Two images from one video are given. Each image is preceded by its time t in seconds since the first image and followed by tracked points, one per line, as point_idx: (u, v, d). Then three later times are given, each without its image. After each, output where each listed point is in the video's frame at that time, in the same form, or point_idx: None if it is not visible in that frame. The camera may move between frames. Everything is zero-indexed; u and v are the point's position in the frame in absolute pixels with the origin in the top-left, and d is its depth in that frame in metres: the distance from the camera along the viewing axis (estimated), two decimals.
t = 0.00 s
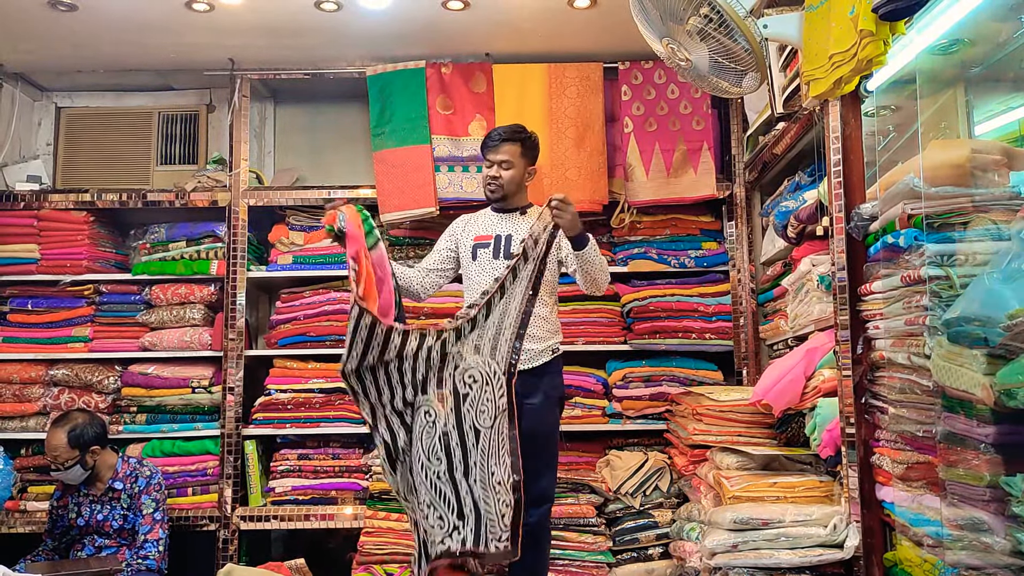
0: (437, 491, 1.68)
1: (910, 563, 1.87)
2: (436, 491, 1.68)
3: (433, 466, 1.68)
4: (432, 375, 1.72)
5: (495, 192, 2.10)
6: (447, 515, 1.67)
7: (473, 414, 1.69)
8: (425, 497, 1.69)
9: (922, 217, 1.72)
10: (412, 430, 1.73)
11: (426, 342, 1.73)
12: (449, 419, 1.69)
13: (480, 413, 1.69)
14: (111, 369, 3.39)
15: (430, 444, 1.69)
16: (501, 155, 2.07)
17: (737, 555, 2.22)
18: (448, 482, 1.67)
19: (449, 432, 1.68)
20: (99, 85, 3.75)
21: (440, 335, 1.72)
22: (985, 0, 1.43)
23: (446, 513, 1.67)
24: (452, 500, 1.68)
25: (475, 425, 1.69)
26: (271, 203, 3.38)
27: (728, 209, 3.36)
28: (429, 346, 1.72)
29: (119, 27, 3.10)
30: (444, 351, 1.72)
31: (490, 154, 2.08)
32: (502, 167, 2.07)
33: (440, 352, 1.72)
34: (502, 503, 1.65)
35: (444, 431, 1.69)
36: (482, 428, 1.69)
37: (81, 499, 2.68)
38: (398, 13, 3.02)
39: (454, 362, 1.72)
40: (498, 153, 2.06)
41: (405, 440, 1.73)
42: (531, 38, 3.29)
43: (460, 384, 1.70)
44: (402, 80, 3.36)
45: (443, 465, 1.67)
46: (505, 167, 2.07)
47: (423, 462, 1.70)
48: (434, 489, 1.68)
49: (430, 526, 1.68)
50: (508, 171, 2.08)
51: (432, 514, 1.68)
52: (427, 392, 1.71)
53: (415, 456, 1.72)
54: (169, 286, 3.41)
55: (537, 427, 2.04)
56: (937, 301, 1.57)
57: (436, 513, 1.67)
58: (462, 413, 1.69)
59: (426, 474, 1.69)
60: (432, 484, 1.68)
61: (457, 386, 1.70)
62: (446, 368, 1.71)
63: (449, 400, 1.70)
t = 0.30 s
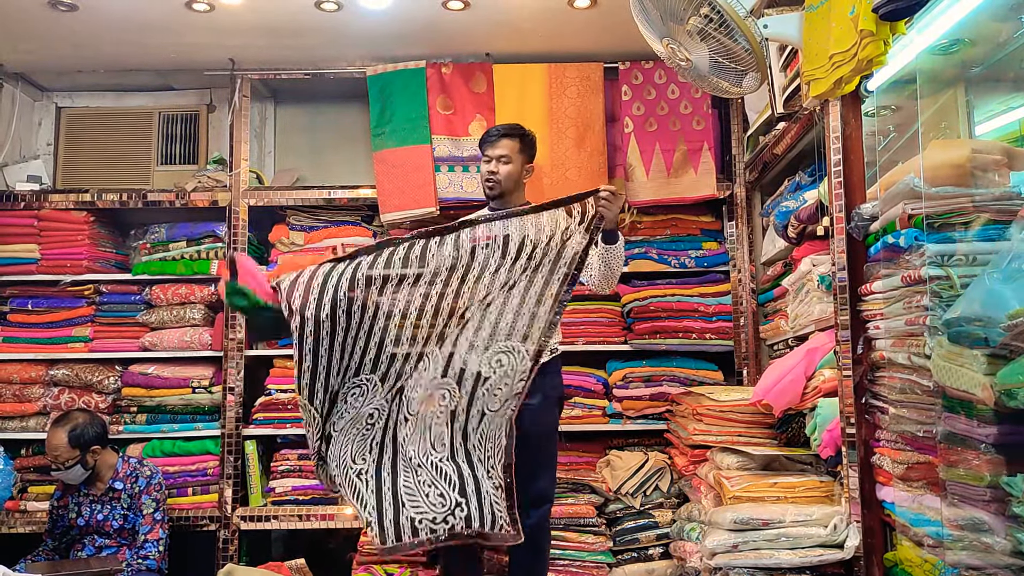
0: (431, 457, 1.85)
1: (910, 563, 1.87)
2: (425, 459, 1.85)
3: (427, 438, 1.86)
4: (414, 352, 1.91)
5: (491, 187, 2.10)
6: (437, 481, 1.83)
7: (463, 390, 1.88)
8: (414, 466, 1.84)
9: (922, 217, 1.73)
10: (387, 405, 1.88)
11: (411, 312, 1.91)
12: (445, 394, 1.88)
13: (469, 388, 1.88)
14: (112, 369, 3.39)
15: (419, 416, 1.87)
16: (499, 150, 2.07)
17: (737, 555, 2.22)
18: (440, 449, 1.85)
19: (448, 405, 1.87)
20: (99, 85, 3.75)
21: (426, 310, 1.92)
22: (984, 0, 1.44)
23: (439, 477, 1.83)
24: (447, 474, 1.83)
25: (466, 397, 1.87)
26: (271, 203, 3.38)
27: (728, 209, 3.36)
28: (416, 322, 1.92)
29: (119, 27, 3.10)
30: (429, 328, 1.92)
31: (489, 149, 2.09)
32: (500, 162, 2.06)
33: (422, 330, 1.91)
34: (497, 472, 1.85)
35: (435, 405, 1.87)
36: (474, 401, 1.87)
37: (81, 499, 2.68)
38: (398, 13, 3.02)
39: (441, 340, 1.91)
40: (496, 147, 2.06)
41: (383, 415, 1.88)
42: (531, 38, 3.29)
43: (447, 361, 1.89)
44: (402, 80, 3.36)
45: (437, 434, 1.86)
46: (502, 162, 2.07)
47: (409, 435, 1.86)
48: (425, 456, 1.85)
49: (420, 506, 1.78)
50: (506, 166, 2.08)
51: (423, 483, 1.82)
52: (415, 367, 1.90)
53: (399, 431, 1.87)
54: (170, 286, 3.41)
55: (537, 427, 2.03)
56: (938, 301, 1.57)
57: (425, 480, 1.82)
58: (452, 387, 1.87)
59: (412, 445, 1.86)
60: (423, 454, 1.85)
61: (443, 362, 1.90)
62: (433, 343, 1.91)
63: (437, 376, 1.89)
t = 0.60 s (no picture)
0: (477, 501, 1.86)
1: (911, 564, 1.87)
2: (469, 502, 1.85)
3: (463, 483, 1.84)
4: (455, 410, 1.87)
5: (495, 181, 2.07)
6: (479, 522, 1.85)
7: (509, 426, 1.88)
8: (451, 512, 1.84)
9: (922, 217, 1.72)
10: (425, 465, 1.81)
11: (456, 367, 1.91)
12: (483, 438, 1.86)
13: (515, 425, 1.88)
14: (112, 369, 3.39)
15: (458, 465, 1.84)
16: (500, 144, 2.06)
17: (737, 555, 2.22)
18: (479, 487, 1.86)
19: (492, 445, 1.87)
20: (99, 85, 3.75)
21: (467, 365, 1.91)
22: None
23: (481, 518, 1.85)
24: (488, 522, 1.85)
25: (508, 432, 1.88)
26: (271, 203, 3.38)
27: (728, 209, 3.36)
28: (455, 385, 1.89)
29: (120, 27, 3.10)
30: (470, 380, 1.89)
31: (489, 145, 2.07)
32: (503, 155, 2.05)
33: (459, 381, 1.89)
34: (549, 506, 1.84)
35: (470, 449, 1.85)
36: (510, 430, 1.88)
37: (82, 499, 2.68)
38: (398, 13, 3.02)
39: (481, 390, 1.88)
40: (499, 142, 2.05)
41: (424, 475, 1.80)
42: (531, 38, 3.29)
43: (483, 404, 1.88)
44: (402, 80, 3.36)
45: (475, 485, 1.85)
46: (505, 156, 2.06)
47: (445, 487, 1.81)
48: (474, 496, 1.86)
49: (453, 550, 1.83)
50: (509, 160, 2.07)
51: (466, 520, 1.85)
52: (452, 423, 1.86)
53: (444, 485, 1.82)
54: (170, 286, 3.42)
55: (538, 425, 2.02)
56: (938, 301, 1.57)
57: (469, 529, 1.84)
58: (494, 429, 1.87)
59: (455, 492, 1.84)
60: (466, 497, 1.85)
61: (484, 408, 1.87)
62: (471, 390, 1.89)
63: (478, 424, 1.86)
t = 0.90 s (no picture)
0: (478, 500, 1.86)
1: (911, 564, 1.87)
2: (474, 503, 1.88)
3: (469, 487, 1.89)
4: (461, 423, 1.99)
5: (477, 177, 2.06)
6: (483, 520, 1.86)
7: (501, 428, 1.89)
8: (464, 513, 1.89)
9: (922, 217, 1.72)
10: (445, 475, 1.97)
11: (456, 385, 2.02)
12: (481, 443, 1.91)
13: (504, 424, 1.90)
14: (112, 369, 3.39)
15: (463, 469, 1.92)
16: (481, 140, 2.05)
17: (738, 555, 2.22)
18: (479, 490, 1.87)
19: (484, 449, 1.89)
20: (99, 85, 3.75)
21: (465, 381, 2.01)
22: (985, 0, 1.43)
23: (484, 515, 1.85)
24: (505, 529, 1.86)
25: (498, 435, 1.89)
26: (271, 203, 3.38)
27: (728, 209, 3.36)
28: (461, 398, 2.00)
29: (120, 27, 3.10)
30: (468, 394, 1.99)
31: (469, 140, 2.07)
32: (484, 150, 2.05)
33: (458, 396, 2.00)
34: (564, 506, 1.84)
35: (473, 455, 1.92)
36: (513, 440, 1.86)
37: (82, 499, 2.69)
38: (398, 13, 3.02)
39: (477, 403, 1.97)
40: (480, 138, 2.05)
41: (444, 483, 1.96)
42: (532, 38, 3.29)
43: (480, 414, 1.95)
44: (402, 80, 3.35)
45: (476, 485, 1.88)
46: (486, 151, 2.06)
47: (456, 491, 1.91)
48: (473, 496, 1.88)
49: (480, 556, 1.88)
50: (490, 155, 2.06)
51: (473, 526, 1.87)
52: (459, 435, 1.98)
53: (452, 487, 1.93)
54: (170, 286, 3.42)
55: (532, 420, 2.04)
56: (938, 301, 1.57)
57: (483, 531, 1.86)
58: (488, 433, 1.91)
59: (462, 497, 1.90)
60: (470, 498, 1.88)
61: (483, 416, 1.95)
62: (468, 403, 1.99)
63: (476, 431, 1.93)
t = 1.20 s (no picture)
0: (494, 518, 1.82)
1: (911, 564, 1.87)
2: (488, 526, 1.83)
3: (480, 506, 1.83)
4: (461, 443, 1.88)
5: (453, 175, 1.99)
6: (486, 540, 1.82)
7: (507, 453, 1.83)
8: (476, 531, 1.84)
9: (923, 217, 1.72)
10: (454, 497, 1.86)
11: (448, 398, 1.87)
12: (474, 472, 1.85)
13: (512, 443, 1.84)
14: (112, 369, 3.39)
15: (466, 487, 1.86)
16: (456, 138, 1.97)
17: (738, 555, 2.21)
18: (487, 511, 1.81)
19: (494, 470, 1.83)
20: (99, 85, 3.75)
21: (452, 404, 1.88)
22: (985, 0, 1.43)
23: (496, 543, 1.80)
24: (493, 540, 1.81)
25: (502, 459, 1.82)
26: (272, 203, 3.38)
27: (729, 209, 3.36)
28: (450, 405, 1.89)
29: (119, 28, 3.10)
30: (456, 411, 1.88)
31: (444, 138, 1.98)
32: (460, 149, 1.97)
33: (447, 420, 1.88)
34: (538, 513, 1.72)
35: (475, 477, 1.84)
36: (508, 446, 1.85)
37: (82, 499, 2.68)
38: (398, 13, 3.02)
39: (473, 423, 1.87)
40: (455, 136, 1.96)
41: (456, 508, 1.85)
42: (532, 38, 3.28)
43: (474, 435, 1.87)
44: (402, 80, 3.35)
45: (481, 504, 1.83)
46: (461, 149, 1.98)
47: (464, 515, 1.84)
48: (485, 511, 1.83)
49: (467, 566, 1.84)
50: (465, 153, 1.99)
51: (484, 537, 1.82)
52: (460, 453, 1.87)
53: (463, 505, 1.85)
54: (170, 286, 3.42)
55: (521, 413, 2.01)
56: (938, 301, 1.57)
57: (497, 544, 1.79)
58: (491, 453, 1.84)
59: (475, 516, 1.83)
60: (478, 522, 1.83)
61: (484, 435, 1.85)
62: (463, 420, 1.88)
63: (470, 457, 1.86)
